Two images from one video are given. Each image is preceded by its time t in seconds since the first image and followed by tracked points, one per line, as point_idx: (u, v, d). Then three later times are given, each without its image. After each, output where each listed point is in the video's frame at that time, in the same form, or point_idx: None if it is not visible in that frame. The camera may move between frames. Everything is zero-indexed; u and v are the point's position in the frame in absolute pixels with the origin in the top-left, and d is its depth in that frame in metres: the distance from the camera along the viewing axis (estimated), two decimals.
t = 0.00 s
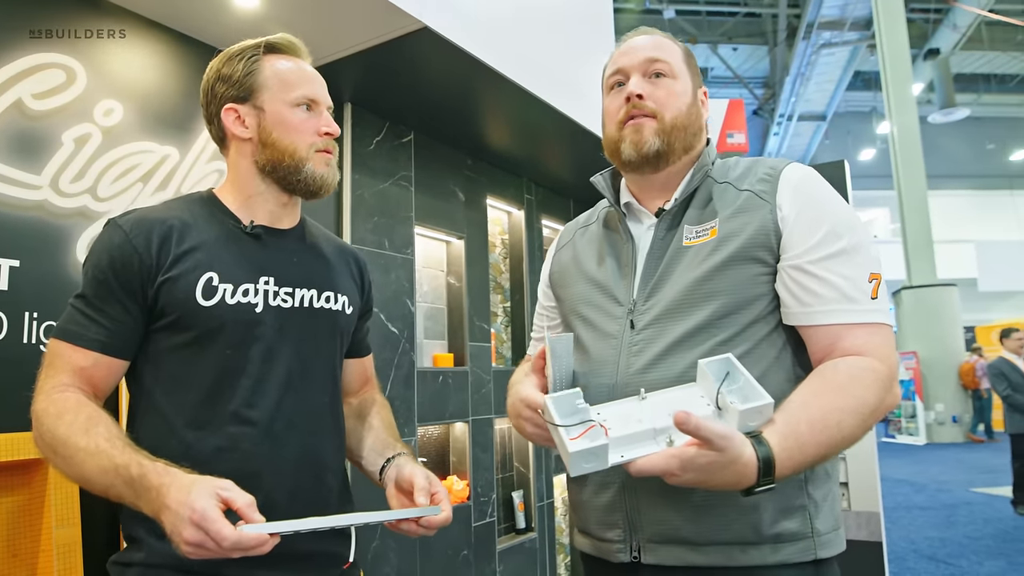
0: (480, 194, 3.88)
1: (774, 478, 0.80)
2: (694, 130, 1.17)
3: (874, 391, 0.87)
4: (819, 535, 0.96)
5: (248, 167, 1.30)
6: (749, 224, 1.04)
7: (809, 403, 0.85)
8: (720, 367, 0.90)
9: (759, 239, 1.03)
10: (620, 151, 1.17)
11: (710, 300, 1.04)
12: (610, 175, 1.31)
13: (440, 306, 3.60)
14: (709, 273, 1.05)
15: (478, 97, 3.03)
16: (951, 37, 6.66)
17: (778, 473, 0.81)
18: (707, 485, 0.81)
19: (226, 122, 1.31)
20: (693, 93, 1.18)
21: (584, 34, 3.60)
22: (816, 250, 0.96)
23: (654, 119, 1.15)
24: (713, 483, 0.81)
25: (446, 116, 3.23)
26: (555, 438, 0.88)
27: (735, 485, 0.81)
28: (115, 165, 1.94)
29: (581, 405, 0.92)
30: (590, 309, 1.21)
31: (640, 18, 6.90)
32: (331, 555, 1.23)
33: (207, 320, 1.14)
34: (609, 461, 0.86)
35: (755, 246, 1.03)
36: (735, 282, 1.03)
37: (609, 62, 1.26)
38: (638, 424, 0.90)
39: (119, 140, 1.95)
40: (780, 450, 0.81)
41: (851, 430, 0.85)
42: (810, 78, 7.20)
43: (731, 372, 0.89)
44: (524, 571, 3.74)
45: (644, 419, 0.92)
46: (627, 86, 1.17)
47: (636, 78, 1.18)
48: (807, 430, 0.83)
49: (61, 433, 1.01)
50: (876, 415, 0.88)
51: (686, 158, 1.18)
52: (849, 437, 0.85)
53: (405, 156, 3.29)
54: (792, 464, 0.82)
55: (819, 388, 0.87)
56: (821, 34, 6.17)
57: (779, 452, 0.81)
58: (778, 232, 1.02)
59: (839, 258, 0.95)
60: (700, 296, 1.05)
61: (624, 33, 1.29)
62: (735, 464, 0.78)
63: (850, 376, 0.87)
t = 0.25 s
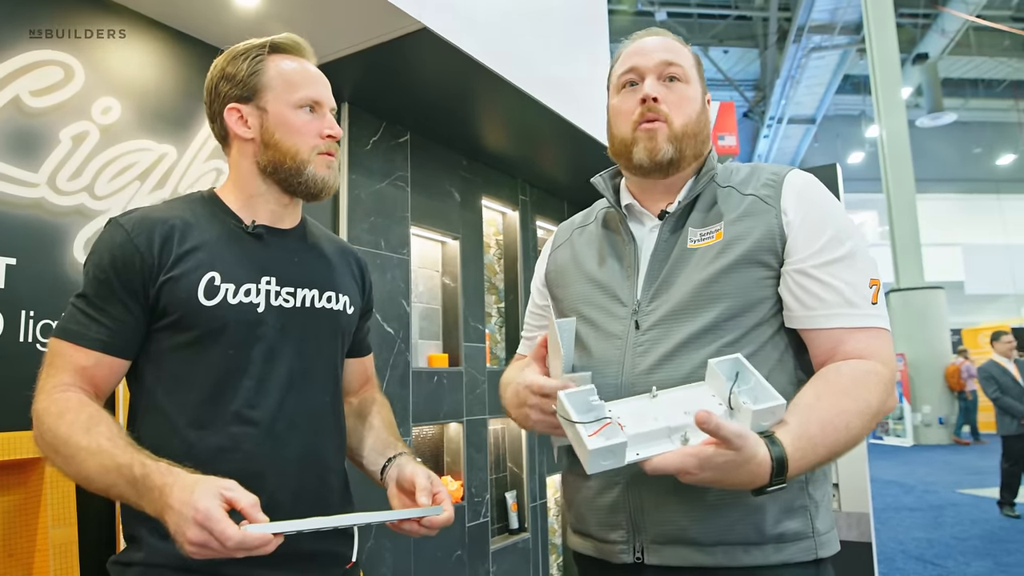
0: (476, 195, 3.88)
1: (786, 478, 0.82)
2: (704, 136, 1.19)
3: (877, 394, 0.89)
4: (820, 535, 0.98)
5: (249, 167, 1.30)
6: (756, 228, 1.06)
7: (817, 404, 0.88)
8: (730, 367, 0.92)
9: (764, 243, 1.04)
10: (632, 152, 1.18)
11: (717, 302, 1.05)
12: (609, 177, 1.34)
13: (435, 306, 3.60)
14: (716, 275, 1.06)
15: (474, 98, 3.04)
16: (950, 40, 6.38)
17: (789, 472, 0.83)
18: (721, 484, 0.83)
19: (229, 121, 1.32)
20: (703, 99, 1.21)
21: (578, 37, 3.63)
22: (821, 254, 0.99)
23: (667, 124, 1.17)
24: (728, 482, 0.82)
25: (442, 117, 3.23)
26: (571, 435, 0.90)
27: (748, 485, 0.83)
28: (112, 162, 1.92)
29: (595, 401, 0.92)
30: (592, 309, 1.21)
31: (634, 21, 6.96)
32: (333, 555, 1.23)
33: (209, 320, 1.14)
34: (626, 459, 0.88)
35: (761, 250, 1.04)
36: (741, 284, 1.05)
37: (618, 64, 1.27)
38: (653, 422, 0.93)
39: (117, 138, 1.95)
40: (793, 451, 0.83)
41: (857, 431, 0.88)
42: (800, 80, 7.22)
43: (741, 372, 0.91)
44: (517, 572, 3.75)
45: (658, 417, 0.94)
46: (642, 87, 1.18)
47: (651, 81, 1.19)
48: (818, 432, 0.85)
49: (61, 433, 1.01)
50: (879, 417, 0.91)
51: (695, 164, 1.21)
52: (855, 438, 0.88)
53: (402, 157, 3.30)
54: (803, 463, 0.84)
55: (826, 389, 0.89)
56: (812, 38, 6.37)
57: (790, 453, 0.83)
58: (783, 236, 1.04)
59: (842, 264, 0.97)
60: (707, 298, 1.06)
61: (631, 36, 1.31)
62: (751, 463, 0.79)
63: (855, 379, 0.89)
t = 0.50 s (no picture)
0: (472, 195, 3.89)
1: (795, 475, 0.84)
2: (707, 140, 1.21)
3: (883, 396, 0.91)
4: (819, 536, 1.00)
5: (250, 166, 1.30)
6: (760, 232, 1.08)
7: (825, 403, 0.90)
8: (739, 362, 0.93)
9: (768, 247, 1.06)
10: (635, 157, 1.19)
11: (720, 303, 1.07)
12: (611, 179, 1.36)
13: (431, 306, 3.61)
14: (719, 277, 1.08)
15: (471, 98, 3.04)
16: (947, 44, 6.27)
17: (799, 469, 0.84)
18: (732, 479, 0.83)
19: (231, 119, 1.32)
20: (706, 104, 1.22)
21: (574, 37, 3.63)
22: (825, 258, 1.00)
23: (670, 129, 1.18)
24: (738, 476, 0.83)
25: (440, 117, 3.24)
26: (585, 421, 0.91)
27: (758, 480, 0.83)
28: (110, 160, 1.92)
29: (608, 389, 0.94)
30: (594, 310, 1.23)
31: (628, 24, 6.61)
32: (334, 553, 1.24)
33: (211, 318, 1.14)
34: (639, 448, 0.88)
35: (765, 253, 1.06)
36: (744, 286, 1.06)
37: (620, 67, 1.28)
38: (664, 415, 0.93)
39: (116, 135, 1.94)
40: (803, 448, 0.85)
41: (863, 432, 0.90)
42: (793, 85, 7.07)
43: (750, 368, 0.92)
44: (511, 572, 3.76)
45: (670, 409, 0.95)
46: (644, 92, 1.19)
47: (653, 86, 1.20)
48: (826, 430, 0.88)
49: (62, 431, 1.00)
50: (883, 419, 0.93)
51: (696, 169, 1.22)
52: (860, 438, 0.90)
53: (399, 156, 3.30)
54: (814, 460, 0.86)
55: (834, 389, 0.92)
56: (804, 42, 6.19)
57: (802, 449, 0.85)
58: (787, 240, 1.06)
59: (845, 269, 0.99)
60: (711, 300, 1.08)
61: (634, 37, 1.31)
62: (763, 458, 0.80)
63: (863, 380, 0.92)
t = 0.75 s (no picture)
0: (470, 195, 3.89)
1: (806, 473, 0.84)
2: (706, 142, 1.22)
3: (888, 395, 0.93)
4: (821, 537, 1.01)
5: (255, 166, 1.31)
6: (762, 233, 1.09)
7: (833, 402, 0.91)
8: (749, 358, 0.94)
9: (772, 247, 1.07)
10: (633, 163, 1.22)
11: (722, 304, 1.09)
12: (616, 180, 1.38)
13: (429, 306, 3.61)
14: (722, 278, 1.09)
15: (469, 99, 3.05)
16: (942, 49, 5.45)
17: (809, 468, 0.85)
18: (743, 474, 0.84)
19: (235, 120, 1.32)
20: (704, 104, 1.22)
21: (571, 37, 3.63)
22: (830, 259, 1.02)
23: (667, 133, 1.19)
24: (749, 472, 0.84)
25: (439, 117, 3.24)
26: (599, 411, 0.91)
27: (770, 477, 0.84)
28: (110, 159, 1.91)
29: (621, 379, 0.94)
30: (598, 310, 1.24)
31: (623, 25, 6.61)
32: (337, 552, 1.24)
33: (217, 317, 1.14)
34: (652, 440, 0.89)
35: (768, 254, 1.08)
36: (746, 287, 1.08)
37: (620, 70, 1.29)
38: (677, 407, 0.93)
39: (115, 134, 1.94)
40: (815, 445, 0.86)
41: (870, 431, 0.91)
42: (785, 87, 6.91)
43: (760, 364, 0.93)
44: (508, 571, 3.76)
45: (681, 403, 0.94)
46: (641, 97, 1.21)
47: (650, 90, 1.21)
48: (835, 430, 0.88)
49: (66, 428, 0.99)
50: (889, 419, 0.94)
51: (698, 170, 1.23)
52: (866, 437, 0.91)
53: (398, 156, 3.30)
54: (824, 459, 0.86)
55: (841, 388, 0.93)
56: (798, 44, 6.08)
57: (813, 447, 0.85)
58: (790, 241, 1.07)
59: (849, 270, 1.01)
60: (713, 300, 1.09)
61: (634, 37, 1.32)
62: (776, 455, 0.81)
63: (868, 380, 0.93)
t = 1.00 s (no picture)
0: (465, 196, 3.89)
1: (800, 475, 0.85)
2: (698, 143, 1.22)
3: (886, 395, 0.94)
4: (814, 539, 1.02)
5: (255, 167, 1.31)
6: (755, 234, 1.10)
7: (830, 402, 0.92)
8: (744, 360, 0.94)
9: (765, 248, 1.09)
10: (626, 167, 1.24)
11: (714, 306, 1.10)
12: (616, 184, 1.38)
13: (424, 306, 3.61)
14: (714, 280, 1.11)
15: (464, 99, 3.05)
16: (933, 52, 5.27)
17: (803, 470, 0.86)
18: (737, 477, 0.85)
19: (235, 121, 1.32)
20: (696, 106, 1.23)
21: (565, 38, 3.64)
22: (825, 258, 1.03)
23: (657, 137, 1.21)
24: (744, 475, 0.85)
25: (435, 118, 3.25)
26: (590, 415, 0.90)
27: (763, 480, 0.85)
28: (106, 158, 1.91)
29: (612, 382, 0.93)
30: (596, 313, 1.27)
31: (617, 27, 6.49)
32: (337, 553, 1.25)
33: (217, 317, 1.15)
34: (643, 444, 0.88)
35: (761, 255, 1.09)
36: (737, 289, 1.09)
37: (614, 74, 1.31)
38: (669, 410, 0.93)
39: (112, 134, 1.93)
40: (809, 447, 0.87)
41: (867, 432, 0.92)
42: (778, 88, 6.88)
43: (755, 366, 0.93)
44: (503, 572, 3.76)
45: (675, 404, 0.95)
46: (631, 103, 1.23)
47: (641, 95, 1.23)
48: (832, 430, 0.90)
49: (66, 430, 0.99)
50: (886, 419, 0.96)
51: (692, 172, 1.25)
52: (863, 438, 0.92)
53: (393, 157, 3.30)
54: (819, 459, 0.88)
55: (839, 388, 0.94)
56: (789, 46, 6.13)
57: (807, 448, 0.86)
58: (784, 241, 1.09)
59: (846, 269, 1.02)
60: (705, 302, 1.11)
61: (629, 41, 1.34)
62: (769, 457, 0.82)
63: (866, 380, 0.94)
